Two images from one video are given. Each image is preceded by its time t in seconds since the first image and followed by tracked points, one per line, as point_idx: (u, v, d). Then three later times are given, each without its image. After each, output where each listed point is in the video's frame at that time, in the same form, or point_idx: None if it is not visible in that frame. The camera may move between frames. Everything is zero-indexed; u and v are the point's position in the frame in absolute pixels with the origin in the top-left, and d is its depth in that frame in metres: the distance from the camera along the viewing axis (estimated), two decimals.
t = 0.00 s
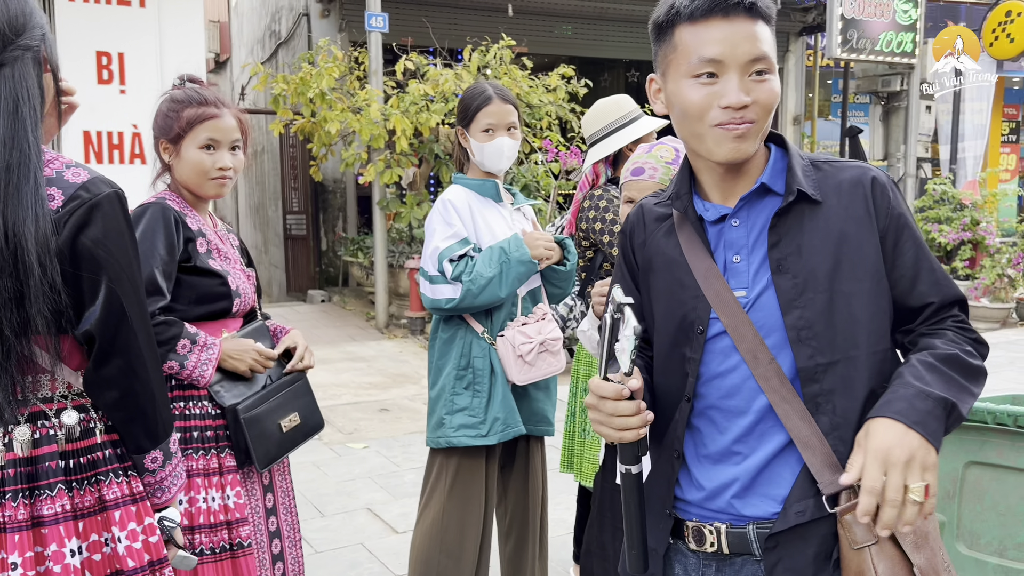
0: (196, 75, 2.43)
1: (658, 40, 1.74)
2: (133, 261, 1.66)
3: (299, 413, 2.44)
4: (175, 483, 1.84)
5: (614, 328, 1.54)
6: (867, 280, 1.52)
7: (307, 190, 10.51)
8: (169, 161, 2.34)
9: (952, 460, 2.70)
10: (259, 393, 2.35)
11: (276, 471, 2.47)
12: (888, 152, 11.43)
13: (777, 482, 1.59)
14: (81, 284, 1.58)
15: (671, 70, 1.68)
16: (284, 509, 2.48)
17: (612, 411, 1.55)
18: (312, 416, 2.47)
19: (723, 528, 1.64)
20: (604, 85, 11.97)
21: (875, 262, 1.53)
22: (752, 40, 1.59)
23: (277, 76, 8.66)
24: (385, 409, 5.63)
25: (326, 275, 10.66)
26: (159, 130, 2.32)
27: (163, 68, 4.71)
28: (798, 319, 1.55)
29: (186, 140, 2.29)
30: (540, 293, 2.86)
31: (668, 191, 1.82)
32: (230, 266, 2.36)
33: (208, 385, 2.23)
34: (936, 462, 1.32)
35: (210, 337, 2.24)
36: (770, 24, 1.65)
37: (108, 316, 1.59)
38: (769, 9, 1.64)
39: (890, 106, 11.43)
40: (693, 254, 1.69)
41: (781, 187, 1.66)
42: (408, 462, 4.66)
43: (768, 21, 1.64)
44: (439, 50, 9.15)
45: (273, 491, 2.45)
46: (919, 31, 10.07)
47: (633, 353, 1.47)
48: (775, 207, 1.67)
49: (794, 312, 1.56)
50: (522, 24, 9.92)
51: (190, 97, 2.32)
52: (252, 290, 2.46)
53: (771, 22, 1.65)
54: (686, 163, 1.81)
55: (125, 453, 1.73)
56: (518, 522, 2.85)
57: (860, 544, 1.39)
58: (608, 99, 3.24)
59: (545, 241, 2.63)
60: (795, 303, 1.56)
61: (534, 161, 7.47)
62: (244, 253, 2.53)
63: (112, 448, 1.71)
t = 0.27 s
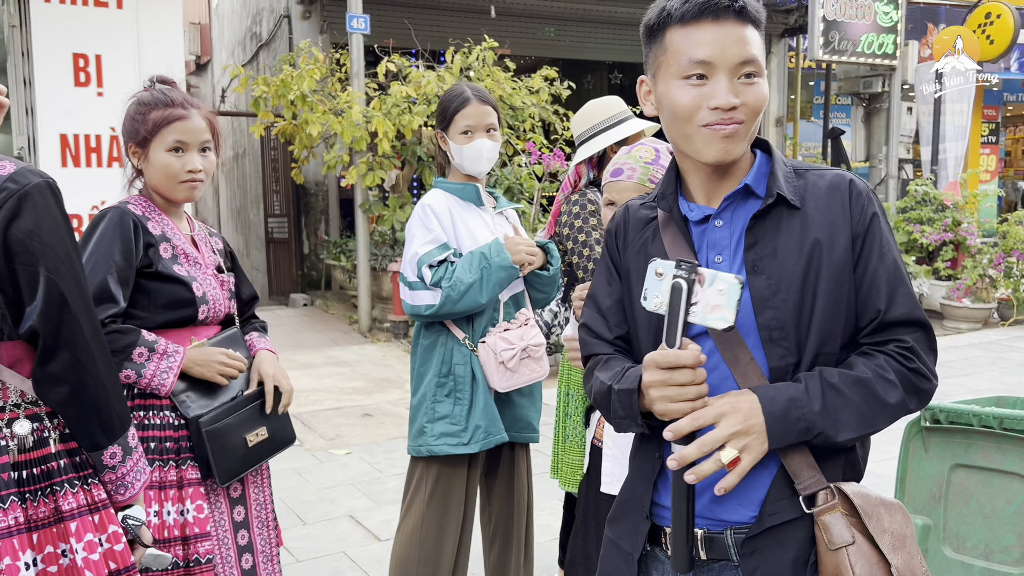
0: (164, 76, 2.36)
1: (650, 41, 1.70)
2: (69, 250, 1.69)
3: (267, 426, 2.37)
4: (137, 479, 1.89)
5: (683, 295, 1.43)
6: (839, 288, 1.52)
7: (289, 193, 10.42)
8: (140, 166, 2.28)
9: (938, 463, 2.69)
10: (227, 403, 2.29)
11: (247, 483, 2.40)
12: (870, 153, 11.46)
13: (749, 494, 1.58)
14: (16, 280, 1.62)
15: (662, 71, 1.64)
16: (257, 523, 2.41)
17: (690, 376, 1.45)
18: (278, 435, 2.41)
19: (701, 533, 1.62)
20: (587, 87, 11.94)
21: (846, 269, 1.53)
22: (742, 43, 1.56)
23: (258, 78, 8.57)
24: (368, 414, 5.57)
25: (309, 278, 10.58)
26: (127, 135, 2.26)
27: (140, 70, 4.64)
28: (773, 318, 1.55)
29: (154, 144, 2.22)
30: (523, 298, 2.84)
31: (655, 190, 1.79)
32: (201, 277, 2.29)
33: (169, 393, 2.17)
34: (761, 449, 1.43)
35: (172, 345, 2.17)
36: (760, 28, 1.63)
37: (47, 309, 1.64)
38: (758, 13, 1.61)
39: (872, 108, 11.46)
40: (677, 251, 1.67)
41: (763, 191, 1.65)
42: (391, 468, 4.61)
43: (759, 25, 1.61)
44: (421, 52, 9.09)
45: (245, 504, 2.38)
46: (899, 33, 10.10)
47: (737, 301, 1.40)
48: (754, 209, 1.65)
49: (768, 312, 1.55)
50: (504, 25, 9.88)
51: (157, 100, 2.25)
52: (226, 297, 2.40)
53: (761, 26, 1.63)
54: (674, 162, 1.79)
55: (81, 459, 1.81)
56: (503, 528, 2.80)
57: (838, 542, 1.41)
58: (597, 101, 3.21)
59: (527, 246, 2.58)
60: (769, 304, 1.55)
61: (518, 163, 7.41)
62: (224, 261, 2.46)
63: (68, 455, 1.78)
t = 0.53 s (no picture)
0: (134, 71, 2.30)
1: (639, 42, 1.65)
2: None
3: (244, 435, 2.24)
4: (92, 490, 1.65)
5: (714, 313, 1.38)
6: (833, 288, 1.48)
7: (272, 197, 10.33)
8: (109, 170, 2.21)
9: (932, 471, 2.64)
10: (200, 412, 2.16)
11: (216, 501, 2.29)
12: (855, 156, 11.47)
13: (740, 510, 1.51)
14: None
15: (652, 71, 1.59)
16: (222, 543, 2.30)
17: (701, 382, 1.36)
18: (256, 445, 2.28)
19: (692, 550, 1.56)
20: (573, 91, 11.91)
21: (839, 271, 1.49)
22: (732, 40, 1.51)
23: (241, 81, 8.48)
24: (353, 421, 5.50)
25: (293, 283, 10.50)
26: (95, 137, 2.19)
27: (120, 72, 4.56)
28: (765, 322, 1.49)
29: (123, 146, 2.15)
30: (510, 305, 2.78)
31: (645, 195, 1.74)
32: (170, 282, 2.19)
33: (132, 406, 2.05)
34: (750, 474, 1.39)
35: (136, 354, 2.07)
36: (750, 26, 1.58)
37: None
38: (749, 12, 1.56)
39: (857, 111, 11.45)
40: (668, 255, 1.60)
41: (754, 192, 1.59)
42: (376, 477, 4.53)
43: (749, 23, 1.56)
44: (406, 55, 9.03)
45: (212, 522, 2.28)
46: (884, 36, 10.12)
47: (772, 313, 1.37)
48: (746, 209, 1.60)
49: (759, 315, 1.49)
50: (490, 28, 9.83)
51: (122, 99, 2.17)
52: (201, 305, 2.29)
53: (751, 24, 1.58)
54: (663, 166, 1.74)
55: (22, 483, 1.60)
56: (491, 539, 2.74)
57: (831, 554, 1.36)
58: (584, 102, 3.16)
59: (512, 253, 2.50)
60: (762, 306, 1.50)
61: (504, 167, 7.34)
62: (205, 269, 2.35)
63: (5, 478, 1.57)
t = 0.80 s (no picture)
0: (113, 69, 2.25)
1: (635, 42, 1.59)
2: None
3: (230, 431, 2.15)
4: (42, 514, 1.48)
5: (712, 332, 1.30)
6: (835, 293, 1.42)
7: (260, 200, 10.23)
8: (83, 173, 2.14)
9: (930, 480, 2.57)
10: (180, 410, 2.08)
11: (191, 521, 2.20)
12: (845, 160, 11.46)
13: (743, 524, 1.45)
14: None
15: (648, 71, 1.53)
16: (196, 565, 2.21)
17: (709, 402, 1.29)
18: (246, 442, 2.18)
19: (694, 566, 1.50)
20: (563, 94, 11.87)
21: (841, 273, 1.43)
22: (730, 39, 1.45)
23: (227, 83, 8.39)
24: (340, 428, 5.42)
25: (281, 287, 10.41)
26: (68, 140, 2.11)
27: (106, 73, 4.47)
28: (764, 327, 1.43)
29: (96, 149, 2.07)
30: (503, 311, 2.71)
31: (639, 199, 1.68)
32: (146, 289, 2.09)
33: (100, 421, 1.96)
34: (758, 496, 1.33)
35: (108, 366, 1.99)
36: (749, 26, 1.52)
37: None
38: (748, 10, 1.51)
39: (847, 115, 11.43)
40: (662, 259, 1.54)
41: (750, 192, 1.53)
42: (364, 486, 4.46)
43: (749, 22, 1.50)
44: (395, 57, 8.96)
45: (187, 544, 2.19)
46: (874, 40, 10.12)
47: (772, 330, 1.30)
48: (742, 210, 1.54)
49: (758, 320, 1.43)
50: (479, 31, 9.78)
51: (97, 101, 2.10)
52: (182, 314, 2.19)
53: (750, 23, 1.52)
54: (659, 168, 1.68)
55: None
56: (481, 553, 2.67)
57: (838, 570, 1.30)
58: (574, 103, 3.12)
59: (505, 256, 2.46)
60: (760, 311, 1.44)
61: (493, 171, 7.27)
62: (187, 275, 2.27)
63: None
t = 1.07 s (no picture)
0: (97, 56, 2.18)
1: (637, 31, 1.52)
2: None
3: (221, 428, 2.06)
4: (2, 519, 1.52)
5: (723, 335, 1.24)
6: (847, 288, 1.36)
7: (251, 200, 10.14)
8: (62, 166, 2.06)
9: (934, 483, 2.49)
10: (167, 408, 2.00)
11: (181, 531, 2.13)
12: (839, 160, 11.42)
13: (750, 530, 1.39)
14: None
15: (651, 59, 1.47)
16: None
17: (719, 409, 1.23)
18: (238, 441, 2.08)
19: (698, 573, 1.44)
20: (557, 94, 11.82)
21: (853, 267, 1.37)
22: (735, 23, 1.38)
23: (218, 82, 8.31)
24: (332, 430, 5.34)
25: (272, 288, 10.31)
26: (46, 131, 2.03)
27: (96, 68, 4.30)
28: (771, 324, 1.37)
29: (76, 143, 2.00)
30: (501, 310, 2.64)
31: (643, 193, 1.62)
32: (128, 289, 2.02)
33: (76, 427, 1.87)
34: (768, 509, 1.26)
35: (83, 370, 1.90)
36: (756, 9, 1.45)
37: None
38: None
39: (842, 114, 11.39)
40: (666, 254, 1.48)
41: (757, 183, 1.46)
42: (356, 489, 4.38)
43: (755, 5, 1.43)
44: (388, 56, 8.89)
45: (178, 556, 2.13)
46: (869, 40, 10.07)
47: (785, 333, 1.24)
48: (750, 202, 1.47)
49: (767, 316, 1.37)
50: (473, 29, 9.72)
51: (78, 91, 2.01)
52: (166, 313, 2.12)
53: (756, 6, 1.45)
54: (663, 161, 1.61)
55: None
56: (477, 559, 2.61)
57: None
58: (568, 98, 3.04)
59: (509, 256, 2.40)
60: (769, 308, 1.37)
61: (487, 170, 7.20)
62: (172, 274, 2.19)
63: None
